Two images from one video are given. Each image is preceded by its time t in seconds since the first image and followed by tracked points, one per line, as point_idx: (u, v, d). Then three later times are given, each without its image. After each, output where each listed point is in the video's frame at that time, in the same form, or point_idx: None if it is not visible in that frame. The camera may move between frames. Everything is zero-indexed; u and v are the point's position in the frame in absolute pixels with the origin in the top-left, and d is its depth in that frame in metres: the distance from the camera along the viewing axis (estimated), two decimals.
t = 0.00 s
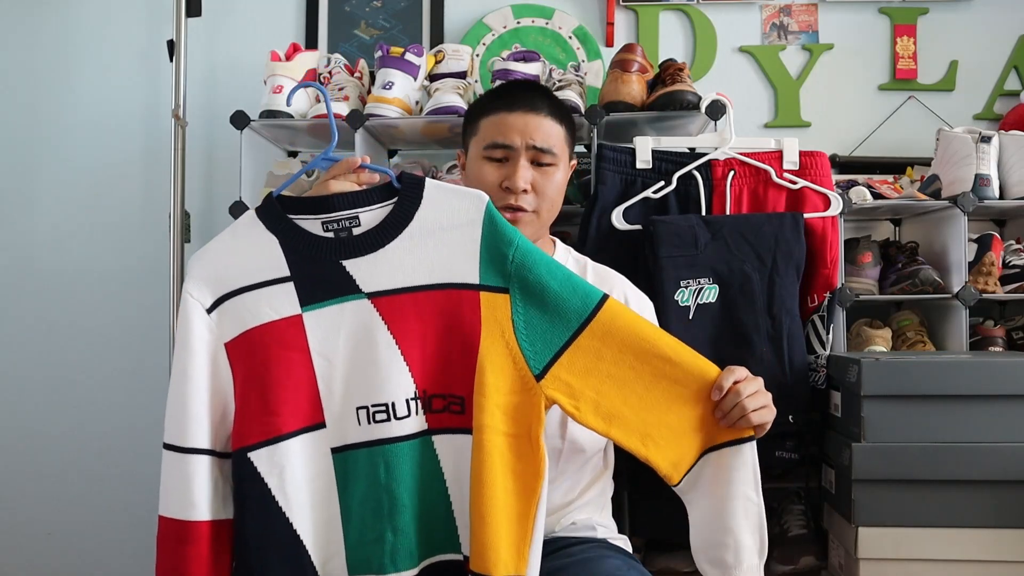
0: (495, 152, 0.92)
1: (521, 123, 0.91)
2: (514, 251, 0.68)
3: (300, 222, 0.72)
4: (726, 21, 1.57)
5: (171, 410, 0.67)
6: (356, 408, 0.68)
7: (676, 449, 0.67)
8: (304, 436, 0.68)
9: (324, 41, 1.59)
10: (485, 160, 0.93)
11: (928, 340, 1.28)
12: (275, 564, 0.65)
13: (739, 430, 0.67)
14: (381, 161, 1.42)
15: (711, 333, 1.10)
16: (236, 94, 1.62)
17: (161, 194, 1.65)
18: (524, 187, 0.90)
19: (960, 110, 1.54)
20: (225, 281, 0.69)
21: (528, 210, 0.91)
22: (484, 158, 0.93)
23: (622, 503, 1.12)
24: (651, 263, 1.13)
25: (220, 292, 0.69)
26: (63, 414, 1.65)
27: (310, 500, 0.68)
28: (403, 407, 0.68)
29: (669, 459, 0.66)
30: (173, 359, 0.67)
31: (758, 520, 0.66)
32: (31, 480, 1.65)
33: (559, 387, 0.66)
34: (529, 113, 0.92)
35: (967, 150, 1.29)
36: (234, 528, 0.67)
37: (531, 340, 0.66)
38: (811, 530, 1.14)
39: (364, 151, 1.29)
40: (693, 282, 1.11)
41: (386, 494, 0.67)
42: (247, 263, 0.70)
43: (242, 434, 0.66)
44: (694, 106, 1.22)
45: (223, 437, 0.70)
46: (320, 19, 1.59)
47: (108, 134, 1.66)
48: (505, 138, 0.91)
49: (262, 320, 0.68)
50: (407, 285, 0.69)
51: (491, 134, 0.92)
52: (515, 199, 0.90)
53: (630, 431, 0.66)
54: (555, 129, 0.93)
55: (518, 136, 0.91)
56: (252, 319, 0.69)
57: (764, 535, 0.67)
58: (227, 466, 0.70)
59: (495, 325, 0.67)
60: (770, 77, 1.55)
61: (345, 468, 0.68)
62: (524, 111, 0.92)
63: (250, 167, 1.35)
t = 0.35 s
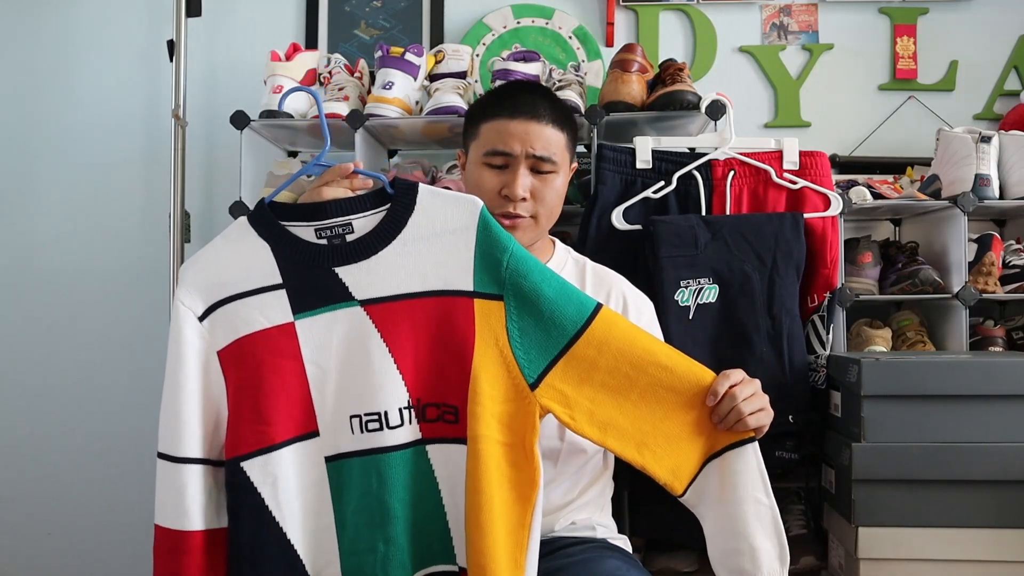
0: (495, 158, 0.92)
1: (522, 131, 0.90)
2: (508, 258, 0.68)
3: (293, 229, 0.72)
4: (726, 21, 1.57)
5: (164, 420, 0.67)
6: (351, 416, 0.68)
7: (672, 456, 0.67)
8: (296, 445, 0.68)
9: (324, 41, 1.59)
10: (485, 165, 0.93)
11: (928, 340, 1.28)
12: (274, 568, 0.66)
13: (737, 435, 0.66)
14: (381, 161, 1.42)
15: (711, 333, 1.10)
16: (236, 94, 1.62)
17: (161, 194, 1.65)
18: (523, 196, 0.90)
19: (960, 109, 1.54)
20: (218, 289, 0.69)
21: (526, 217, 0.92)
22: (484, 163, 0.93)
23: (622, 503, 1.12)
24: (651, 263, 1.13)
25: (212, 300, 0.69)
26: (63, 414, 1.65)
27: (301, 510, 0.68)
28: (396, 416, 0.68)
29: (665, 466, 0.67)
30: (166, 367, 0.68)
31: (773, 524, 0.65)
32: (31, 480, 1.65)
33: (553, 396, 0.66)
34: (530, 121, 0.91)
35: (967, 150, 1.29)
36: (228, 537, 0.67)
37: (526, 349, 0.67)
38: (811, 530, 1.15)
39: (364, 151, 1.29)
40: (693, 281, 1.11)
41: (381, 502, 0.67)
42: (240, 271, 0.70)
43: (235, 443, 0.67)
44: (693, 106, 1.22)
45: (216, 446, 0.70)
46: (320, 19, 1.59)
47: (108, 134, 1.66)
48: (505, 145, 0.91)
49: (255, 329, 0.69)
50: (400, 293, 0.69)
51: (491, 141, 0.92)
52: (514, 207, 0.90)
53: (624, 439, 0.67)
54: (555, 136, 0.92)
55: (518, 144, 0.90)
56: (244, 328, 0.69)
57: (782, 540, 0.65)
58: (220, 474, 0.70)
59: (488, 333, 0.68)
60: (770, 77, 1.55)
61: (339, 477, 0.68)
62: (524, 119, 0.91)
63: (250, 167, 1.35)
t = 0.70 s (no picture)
0: (494, 153, 0.92)
1: (520, 124, 0.91)
2: (510, 260, 0.68)
3: (294, 230, 0.72)
4: (726, 21, 1.57)
5: (165, 419, 0.67)
6: (350, 417, 0.68)
7: (671, 460, 0.67)
8: (296, 446, 0.68)
9: (324, 41, 1.59)
10: (484, 161, 0.93)
11: (928, 340, 1.28)
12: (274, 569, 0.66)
13: (737, 441, 0.66)
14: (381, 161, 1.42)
15: (711, 333, 1.10)
16: (236, 94, 1.62)
17: (161, 194, 1.65)
18: (521, 190, 0.90)
19: (960, 110, 1.54)
20: (219, 288, 0.69)
21: (525, 212, 0.91)
22: (483, 159, 0.94)
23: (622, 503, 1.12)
24: (651, 263, 1.13)
25: (213, 300, 0.69)
26: (63, 414, 1.65)
27: (300, 512, 0.68)
28: (395, 418, 0.68)
29: (664, 470, 0.67)
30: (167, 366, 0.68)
31: (769, 529, 0.65)
32: (30, 480, 1.65)
33: (554, 399, 0.66)
34: (529, 115, 0.91)
35: (967, 150, 1.29)
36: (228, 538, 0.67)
37: (526, 352, 0.67)
38: (811, 530, 1.15)
39: (364, 151, 1.29)
40: (693, 282, 1.11)
41: (380, 504, 0.67)
42: (241, 271, 0.70)
43: (236, 443, 0.67)
44: (693, 106, 1.22)
45: (216, 446, 0.70)
46: (320, 19, 1.59)
47: (108, 135, 1.66)
48: (503, 139, 0.91)
49: (255, 330, 0.69)
50: (401, 295, 0.69)
51: (490, 136, 0.92)
52: (513, 201, 0.90)
53: (624, 443, 0.66)
54: (554, 130, 0.92)
55: (516, 138, 0.91)
56: (245, 328, 0.69)
57: (776, 543, 0.65)
58: (220, 475, 0.70)
59: (490, 336, 0.67)
60: (770, 78, 1.55)
61: (338, 478, 0.68)
62: (523, 113, 0.92)
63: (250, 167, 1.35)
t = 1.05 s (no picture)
0: (495, 146, 0.92)
1: (520, 116, 0.91)
2: (511, 275, 0.68)
3: (295, 239, 0.72)
4: (726, 21, 1.57)
5: (163, 428, 0.67)
6: (348, 429, 0.68)
7: (668, 476, 0.67)
8: (294, 457, 0.68)
9: (324, 41, 1.59)
10: (485, 155, 0.93)
11: (928, 340, 1.28)
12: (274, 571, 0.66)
13: (737, 459, 0.67)
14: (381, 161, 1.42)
15: (711, 332, 1.10)
16: (236, 94, 1.62)
17: (161, 194, 1.65)
18: (523, 180, 0.89)
19: (960, 109, 1.54)
20: (219, 297, 0.69)
21: (527, 202, 0.90)
22: (484, 154, 0.94)
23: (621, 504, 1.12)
24: (651, 263, 1.13)
25: (212, 308, 0.69)
26: (63, 414, 1.65)
27: (297, 522, 0.68)
28: (394, 431, 0.68)
29: (661, 486, 0.67)
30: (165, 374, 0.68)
31: (774, 544, 0.65)
32: (30, 479, 1.65)
33: (552, 415, 0.66)
34: (529, 108, 0.92)
35: (967, 150, 1.29)
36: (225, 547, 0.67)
37: (526, 367, 0.67)
38: (811, 530, 1.15)
39: (364, 151, 1.29)
40: (693, 282, 1.11)
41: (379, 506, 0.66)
42: (241, 279, 0.70)
43: (233, 454, 0.67)
44: (694, 106, 1.22)
45: (214, 455, 0.70)
46: (320, 19, 1.59)
47: (108, 135, 1.66)
48: (504, 131, 0.91)
49: (255, 339, 0.69)
50: (400, 306, 0.69)
51: (490, 129, 0.93)
52: (515, 190, 0.89)
53: (620, 459, 0.67)
54: (554, 123, 0.93)
55: (517, 129, 0.91)
56: (244, 338, 0.69)
57: (781, 558, 0.66)
58: (218, 484, 0.70)
59: (489, 350, 0.67)
60: (770, 78, 1.55)
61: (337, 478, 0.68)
62: (523, 106, 0.92)
63: (250, 167, 1.35)
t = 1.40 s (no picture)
0: (495, 142, 0.93)
1: (521, 112, 0.92)
2: (515, 238, 0.68)
3: (300, 202, 0.72)
4: (726, 21, 1.57)
5: (160, 386, 0.67)
6: (348, 391, 0.68)
7: (670, 442, 0.67)
8: (293, 418, 0.68)
9: (324, 41, 1.59)
10: (486, 152, 0.93)
11: (928, 340, 1.28)
12: (272, 569, 0.65)
13: (740, 424, 0.66)
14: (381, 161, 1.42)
15: (711, 333, 1.10)
16: (236, 94, 1.62)
17: (161, 195, 1.65)
18: (523, 176, 0.89)
19: (960, 109, 1.54)
20: (220, 257, 0.69)
21: (527, 199, 0.90)
22: (485, 151, 0.94)
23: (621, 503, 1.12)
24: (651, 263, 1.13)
25: (214, 268, 0.69)
26: (63, 414, 1.65)
27: (295, 487, 0.68)
28: (396, 392, 0.68)
29: (664, 451, 0.67)
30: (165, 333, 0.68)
31: (775, 511, 0.65)
32: (30, 479, 1.65)
33: (555, 378, 0.66)
34: (530, 105, 0.93)
35: (967, 150, 1.29)
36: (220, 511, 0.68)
37: (529, 329, 0.67)
38: (811, 530, 1.15)
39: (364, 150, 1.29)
40: (693, 282, 1.11)
41: (379, 494, 0.67)
42: (242, 241, 0.70)
43: (232, 412, 0.67)
44: (694, 106, 1.22)
45: (212, 417, 0.70)
46: (320, 19, 1.59)
47: (108, 135, 1.66)
48: (504, 127, 0.92)
49: (256, 300, 0.69)
50: (402, 267, 0.69)
51: (491, 126, 0.93)
52: (515, 186, 0.89)
53: (623, 423, 0.67)
54: (555, 120, 0.93)
55: (517, 125, 0.91)
56: (245, 298, 0.69)
57: (783, 526, 0.65)
58: (215, 446, 0.70)
59: (492, 313, 0.68)
60: (770, 77, 1.55)
61: (337, 476, 0.68)
62: (525, 102, 0.93)
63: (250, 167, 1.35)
